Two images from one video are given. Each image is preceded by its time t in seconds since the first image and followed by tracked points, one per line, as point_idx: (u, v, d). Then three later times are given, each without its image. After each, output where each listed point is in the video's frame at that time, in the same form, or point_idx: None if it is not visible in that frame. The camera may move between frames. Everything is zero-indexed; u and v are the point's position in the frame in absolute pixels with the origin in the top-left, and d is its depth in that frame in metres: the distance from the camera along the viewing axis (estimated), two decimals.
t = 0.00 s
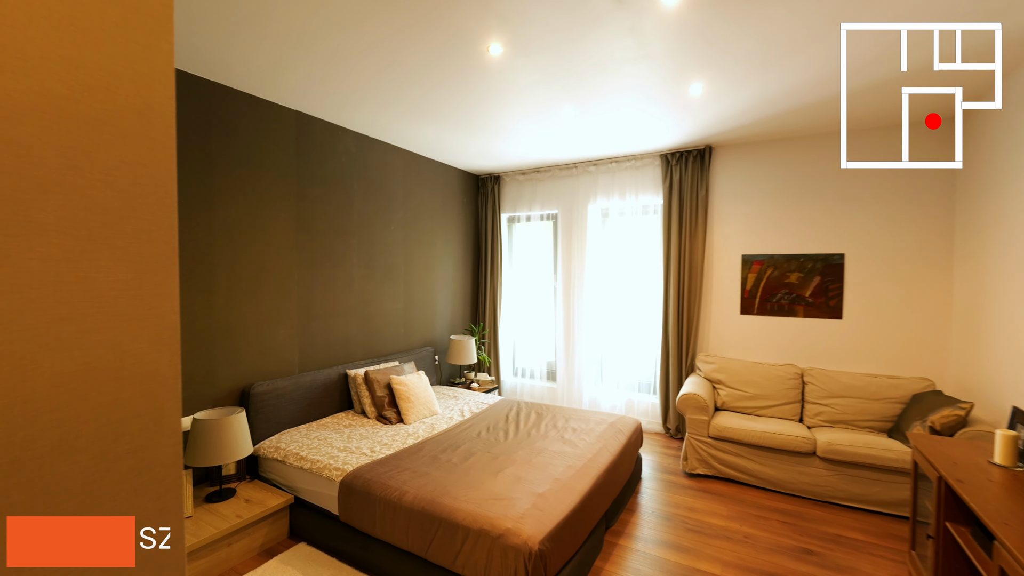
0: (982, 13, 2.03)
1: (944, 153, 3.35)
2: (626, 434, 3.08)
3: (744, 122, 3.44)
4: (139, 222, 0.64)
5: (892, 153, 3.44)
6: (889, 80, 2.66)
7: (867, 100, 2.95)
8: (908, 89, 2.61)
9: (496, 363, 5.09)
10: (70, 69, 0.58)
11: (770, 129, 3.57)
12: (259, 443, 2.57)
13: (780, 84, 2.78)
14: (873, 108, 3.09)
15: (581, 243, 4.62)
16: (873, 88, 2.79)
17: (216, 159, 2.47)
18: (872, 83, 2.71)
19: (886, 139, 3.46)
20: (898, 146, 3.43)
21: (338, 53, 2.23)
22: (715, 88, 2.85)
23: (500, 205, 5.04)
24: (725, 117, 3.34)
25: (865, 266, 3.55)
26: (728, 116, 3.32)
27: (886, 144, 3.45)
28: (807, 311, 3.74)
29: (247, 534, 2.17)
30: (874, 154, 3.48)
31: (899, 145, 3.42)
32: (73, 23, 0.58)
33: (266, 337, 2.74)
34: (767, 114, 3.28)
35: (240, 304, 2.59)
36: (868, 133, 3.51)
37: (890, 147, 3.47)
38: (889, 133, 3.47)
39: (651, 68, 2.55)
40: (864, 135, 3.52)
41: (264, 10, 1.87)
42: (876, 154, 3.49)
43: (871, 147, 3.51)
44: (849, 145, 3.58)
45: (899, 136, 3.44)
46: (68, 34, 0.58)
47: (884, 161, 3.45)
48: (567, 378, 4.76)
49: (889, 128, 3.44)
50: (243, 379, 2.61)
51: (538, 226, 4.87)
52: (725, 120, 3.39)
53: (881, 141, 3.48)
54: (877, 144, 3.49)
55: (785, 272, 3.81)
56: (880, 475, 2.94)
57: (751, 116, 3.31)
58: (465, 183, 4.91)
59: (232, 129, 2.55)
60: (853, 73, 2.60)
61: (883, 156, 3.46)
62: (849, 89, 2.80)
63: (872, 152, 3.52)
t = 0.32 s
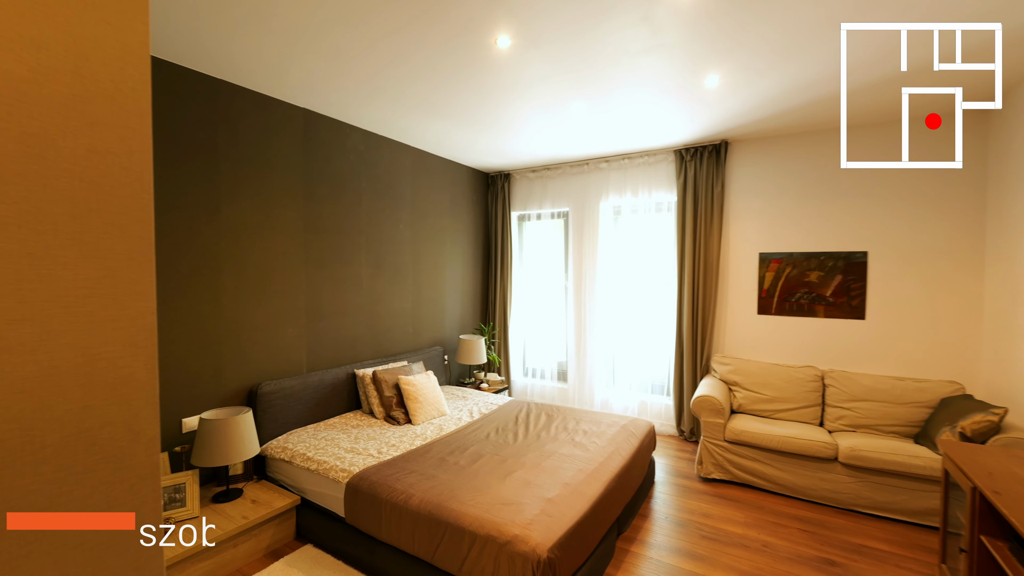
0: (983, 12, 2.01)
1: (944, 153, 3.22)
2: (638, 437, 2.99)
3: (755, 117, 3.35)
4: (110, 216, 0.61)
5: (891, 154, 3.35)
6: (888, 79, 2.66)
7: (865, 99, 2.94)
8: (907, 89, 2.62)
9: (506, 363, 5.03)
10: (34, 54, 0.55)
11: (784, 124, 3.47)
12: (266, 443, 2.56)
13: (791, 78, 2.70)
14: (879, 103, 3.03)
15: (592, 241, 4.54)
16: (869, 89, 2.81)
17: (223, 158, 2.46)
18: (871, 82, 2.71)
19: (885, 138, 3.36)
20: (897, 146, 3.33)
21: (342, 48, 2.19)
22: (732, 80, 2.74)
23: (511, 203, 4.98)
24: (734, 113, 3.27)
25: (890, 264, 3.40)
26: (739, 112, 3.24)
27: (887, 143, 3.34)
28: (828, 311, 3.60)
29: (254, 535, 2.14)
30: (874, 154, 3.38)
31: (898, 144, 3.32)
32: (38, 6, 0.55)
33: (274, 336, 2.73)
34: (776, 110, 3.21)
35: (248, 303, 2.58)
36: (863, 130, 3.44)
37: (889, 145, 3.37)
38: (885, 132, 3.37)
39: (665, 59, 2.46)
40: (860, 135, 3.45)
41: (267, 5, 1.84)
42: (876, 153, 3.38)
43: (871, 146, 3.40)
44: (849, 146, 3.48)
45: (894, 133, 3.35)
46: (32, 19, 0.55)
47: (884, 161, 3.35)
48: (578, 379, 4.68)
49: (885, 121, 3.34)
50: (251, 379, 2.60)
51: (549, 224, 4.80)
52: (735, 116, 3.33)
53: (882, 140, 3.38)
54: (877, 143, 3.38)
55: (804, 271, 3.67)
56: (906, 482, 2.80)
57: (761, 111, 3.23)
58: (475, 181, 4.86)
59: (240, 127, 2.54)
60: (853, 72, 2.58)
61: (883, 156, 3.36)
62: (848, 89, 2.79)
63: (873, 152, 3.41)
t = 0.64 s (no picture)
0: (983, 12, 2.01)
1: (942, 153, 3.14)
2: (651, 440, 2.91)
3: (765, 113, 3.29)
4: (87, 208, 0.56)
5: (891, 153, 3.28)
6: (887, 79, 2.67)
7: (865, 99, 2.94)
8: (906, 89, 2.63)
9: (516, 363, 4.98)
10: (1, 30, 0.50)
11: (798, 118, 3.39)
12: (273, 442, 2.54)
13: (805, 73, 2.63)
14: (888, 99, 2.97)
15: (604, 239, 4.46)
16: (869, 88, 2.81)
17: (230, 156, 2.44)
18: (871, 82, 2.73)
19: (883, 136, 3.30)
20: (896, 144, 3.26)
21: (348, 43, 2.16)
22: (750, 73, 2.64)
23: (521, 201, 4.92)
24: (746, 109, 3.20)
25: (916, 262, 3.25)
26: (753, 107, 3.16)
27: (886, 142, 3.29)
28: (850, 311, 3.47)
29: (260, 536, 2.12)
30: (874, 153, 3.32)
31: (898, 143, 3.25)
32: None
33: (282, 335, 2.71)
34: (786, 106, 3.14)
35: (256, 301, 2.57)
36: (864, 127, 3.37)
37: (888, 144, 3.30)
38: (882, 130, 3.31)
39: (680, 51, 2.37)
40: (862, 133, 3.38)
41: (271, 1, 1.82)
42: (877, 153, 3.31)
43: (869, 146, 3.35)
44: (849, 145, 3.41)
45: (893, 132, 3.29)
46: None
47: (885, 161, 3.28)
48: (589, 380, 4.60)
49: (882, 116, 3.28)
50: (259, 378, 2.59)
51: (560, 222, 4.73)
52: (746, 112, 3.27)
53: (881, 139, 3.32)
54: (876, 142, 3.33)
55: (825, 269, 3.54)
56: (934, 491, 2.67)
57: (772, 107, 3.16)
58: (485, 179, 4.81)
59: (248, 125, 2.53)
60: (852, 71, 2.59)
61: (882, 156, 3.29)
62: (847, 89, 2.80)
63: (872, 151, 3.35)
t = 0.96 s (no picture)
0: (985, 12, 2.01)
1: (942, 153, 3.06)
2: (664, 443, 2.83)
3: (778, 108, 3.20)
4: (53, 197, 0.48)
5: (892, 152, 3.21)
6: (888, 80, 2.68)
7: (866, 98, 2.94)
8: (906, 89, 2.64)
9: (526, 363, 4.92)
10: None
11: (814, 113, 3.27)
12: (281, 442, 2.52)
13: (825, 64, 2.52)
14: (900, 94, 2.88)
15: (616, 237, 4.37)
16: (871, 88, 2.81)
17: (237, 153, 2.43)
18: (872, 82, 2.73)
19: (886, 135, 3.23)
20: (895, 144, 3.20)
21: (353, 37, 2.11)
22: (768, 64, 2.53)
23: (532, 198, 4.85)
24: (761, 103, 3.11)
25: (942, 260, 3.10)
26: (769, 100, 3.06)
27: (885, 142, 3.22)
28: (872, 311, 3.33)
29: (267, 537, 2.09)
30: (874, 153, 3.24)
31: (897, 143, 3.18)
32: None
33: (289, 334, 2.70)
34: (800, 100, 3.06)
35: (263, 299, 2.55)
36: (866, 126, 3.28)
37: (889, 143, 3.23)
38: (885, 128, 3.24)
39: (696, 41, 2.27)
40: (865, 130, 3.30)
41: None
42: (878, 153, 3.24)
43: (869, 145, 3.27)
44: (848, 145, 3.36)
45: (892, 131, 3.22)
46: None
47: (886, 160, 3.21)
48: (600, 380, 4.52)
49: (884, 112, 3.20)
50: (267, 377, 2.57)
51: (571, 220, 4.66)
52: (759, 107, 3.18)
53: (882, 139, 3.25)
54: (879, 141, 3.25)
55: (845, 268, 3.41)
56: (964, 499, 2.55)
57: (785, 102, 3.08)
58: (495, 176, 4.75)
59: (255, 122, 2.51)
60: (852, 71, 2.60)
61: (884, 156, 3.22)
62: (847, 89, 2.81)
63: (873, 152, 3.27)
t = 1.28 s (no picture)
0: (986, 12, 2.02)
1: (942, 153, 2.99)
2: (678, 447, 2.75)
3: (795, 102, 3.09)
4: None
5: (891, 152, 3.14)
6: (887, 80, 2.70)
7: (863, 97, 2.95)
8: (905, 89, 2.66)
9: (537, 363, 4.86)
10: None
11: (833, 105, 3.15)
12: (288, 442, 2.51)
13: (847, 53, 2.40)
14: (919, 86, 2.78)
15: (629, 235, 4.28)
16: (870, 85, 2.80)
17: (245, 150, 2.41)
18: (871, 82, 2.75)
19: (886, 132, 3.16)
20: (894, 143, 3.13)
21: (359, 30, 2.07)
22: (789, 53, 2.42)
23: (542, 195, 4.79)
24: (778, 95, 3.00)
25: (971, 258, 2.96)
26: (787, 93, 2.96)
27: (884, 139, 3.16)
28: (896, 311, 3.20)
29: (273, 538, 2.07)
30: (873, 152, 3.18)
31: (897, 143, 3.12)
32: None
33: (297, 332, 2.68)
34: (816, 93, 2.95)
35: (271, 297, 2.54)
36: (872, 122, 3.20)
37: (888, 142, 3.16)
38: (885, 125, 3.17)
39: (713, 28, 2.18)
40: (866, 127, 3.24)
41: None
42: (877, 152, 3.18)
43: (870, 143, 3.21)
44: (848, 143, 3.30)
45: (891, 131, 3.16)
46: None
47: (886, 160, 3.15)
48: (612, 381, 4.44)
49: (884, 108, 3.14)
50: (274, 376, 2.56)
51: (582, 218, 4.58)
52: (777, 99, 3.07)
53: (881, 137, 3.19)
54: (878, 139, 3.19)
55: (868, 266, 3.27)
56: (997, 510, 2.42)
57: (803, 94, 2.97)
58: (506, 173, 4.70)
59: (263, 119, 2.49)
60: (852, 71, 2.61)
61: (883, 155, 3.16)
62: (847, 88, 2.82)
63: (873, 150, 3.21)
